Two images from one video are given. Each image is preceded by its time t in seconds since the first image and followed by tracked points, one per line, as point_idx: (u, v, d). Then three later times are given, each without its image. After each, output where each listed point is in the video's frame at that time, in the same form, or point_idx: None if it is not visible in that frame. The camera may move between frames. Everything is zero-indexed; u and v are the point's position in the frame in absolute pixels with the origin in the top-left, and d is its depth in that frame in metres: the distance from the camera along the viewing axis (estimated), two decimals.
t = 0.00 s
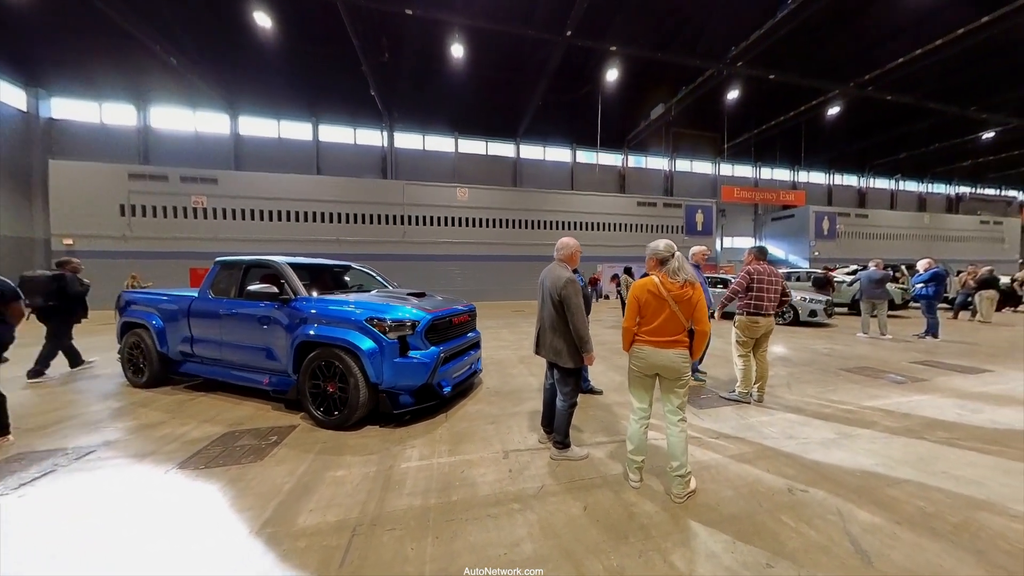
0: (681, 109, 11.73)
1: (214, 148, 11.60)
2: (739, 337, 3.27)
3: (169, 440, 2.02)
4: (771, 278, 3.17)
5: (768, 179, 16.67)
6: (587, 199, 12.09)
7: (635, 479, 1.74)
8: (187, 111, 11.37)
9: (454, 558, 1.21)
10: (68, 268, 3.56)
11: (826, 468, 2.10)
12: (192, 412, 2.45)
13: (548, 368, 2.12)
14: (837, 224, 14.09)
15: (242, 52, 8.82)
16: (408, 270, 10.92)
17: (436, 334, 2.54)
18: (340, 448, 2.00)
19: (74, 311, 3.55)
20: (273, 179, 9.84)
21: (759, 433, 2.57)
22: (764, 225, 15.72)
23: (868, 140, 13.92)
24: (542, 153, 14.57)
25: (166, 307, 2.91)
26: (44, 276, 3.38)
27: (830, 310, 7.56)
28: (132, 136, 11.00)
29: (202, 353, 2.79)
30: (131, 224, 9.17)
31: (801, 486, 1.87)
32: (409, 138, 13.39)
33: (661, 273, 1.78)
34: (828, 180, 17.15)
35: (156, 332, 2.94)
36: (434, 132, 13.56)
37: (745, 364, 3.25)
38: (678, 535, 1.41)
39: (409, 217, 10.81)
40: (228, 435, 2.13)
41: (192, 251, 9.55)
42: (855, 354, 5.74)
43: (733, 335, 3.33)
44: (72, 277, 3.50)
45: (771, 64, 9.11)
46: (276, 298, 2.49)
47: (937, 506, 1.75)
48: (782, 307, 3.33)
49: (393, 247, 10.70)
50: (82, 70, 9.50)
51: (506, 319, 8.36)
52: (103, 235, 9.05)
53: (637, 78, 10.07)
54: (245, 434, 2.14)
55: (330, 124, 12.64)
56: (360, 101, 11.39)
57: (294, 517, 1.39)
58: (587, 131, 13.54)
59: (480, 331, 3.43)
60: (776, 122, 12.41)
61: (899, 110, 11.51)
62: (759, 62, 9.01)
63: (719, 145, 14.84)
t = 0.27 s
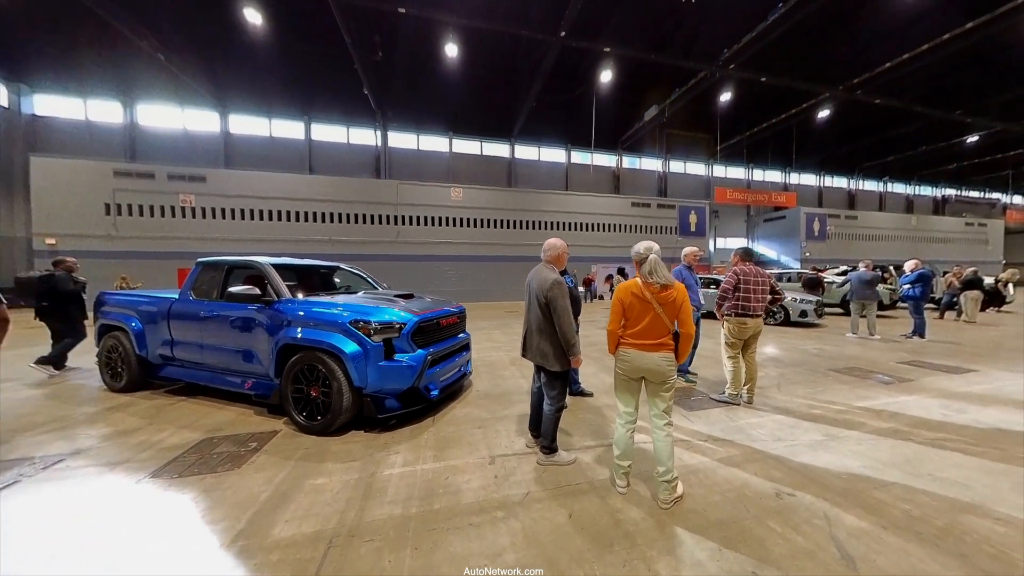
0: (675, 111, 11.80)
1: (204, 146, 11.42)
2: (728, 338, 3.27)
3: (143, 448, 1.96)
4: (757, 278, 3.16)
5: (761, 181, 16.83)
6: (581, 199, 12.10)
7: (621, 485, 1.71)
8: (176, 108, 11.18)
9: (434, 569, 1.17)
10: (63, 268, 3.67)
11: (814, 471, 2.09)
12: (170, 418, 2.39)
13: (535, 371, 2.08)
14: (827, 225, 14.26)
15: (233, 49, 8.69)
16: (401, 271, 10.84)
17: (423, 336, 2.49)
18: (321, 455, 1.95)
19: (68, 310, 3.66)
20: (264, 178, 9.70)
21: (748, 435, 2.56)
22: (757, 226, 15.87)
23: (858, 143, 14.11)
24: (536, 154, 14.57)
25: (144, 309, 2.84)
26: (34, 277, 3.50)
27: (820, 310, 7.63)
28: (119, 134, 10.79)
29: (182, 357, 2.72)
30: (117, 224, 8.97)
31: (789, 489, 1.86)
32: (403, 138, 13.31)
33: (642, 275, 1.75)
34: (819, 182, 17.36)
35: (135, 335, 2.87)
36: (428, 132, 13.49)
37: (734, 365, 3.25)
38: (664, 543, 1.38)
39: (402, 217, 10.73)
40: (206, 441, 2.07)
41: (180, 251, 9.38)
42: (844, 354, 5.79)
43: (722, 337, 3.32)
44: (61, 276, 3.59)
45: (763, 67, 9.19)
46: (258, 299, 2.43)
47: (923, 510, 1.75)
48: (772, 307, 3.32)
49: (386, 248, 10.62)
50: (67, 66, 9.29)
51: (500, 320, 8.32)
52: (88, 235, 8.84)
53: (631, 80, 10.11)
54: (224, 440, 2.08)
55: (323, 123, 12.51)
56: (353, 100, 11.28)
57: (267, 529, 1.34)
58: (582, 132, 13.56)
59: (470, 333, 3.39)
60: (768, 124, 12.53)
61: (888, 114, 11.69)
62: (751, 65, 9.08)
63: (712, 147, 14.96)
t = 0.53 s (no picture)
0: (667, 112, 11.85)
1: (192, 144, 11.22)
2: (714, 341, 3.26)
3: (111, 458, 1.89)
4: (741, 281, 3.15)
5: (753, 183, 16.97)
6: (575, 200, 12.10)
7: (602, 495, 1.68)
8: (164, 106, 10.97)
9: None
10: (58, 271, 3.63)
11: (798, 477, 2.08)
12: (142, 426, 2.31)
13: (517, 377, 2.05)
14: (818, 227, 14.44)
15: (222, 46, 8.55)
16: (393, 271, 10.74)
17: (405, 340, 2.44)
18: (297, 464, 1.90)
19: (60, 314, 3.55)
20: (254, 176, 9.55)
21: (734, 440, 2.56)
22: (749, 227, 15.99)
23: (848, 146, 14.28)
24: (530, 154, 14.55)
25: (117, 313, 2.76)
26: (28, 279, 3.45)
27: (809, 311, 7.69)
28: (104, 132, 10.56)
29: (156, 361, 2.65)
30: (101, 223, 8.76)
31: (770, 495, 1.85)
32: (397, 137, 13.20)
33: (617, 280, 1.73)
34: (809, 184, 17.55)
35: (108, 340, 2.78)
36: (422, 132, 13.40)
37: (721, 368, 3.24)
38: (643, 556, 1.35)
39: (395, 217, 10.64)
40: (176, 451, 2.00)
41: (168, 251, 9.19)
42: (832, 355, 5.83)
43: (708, 340, 3.31)
44: (52, 278, 3.50)
45: (754, 70, 9.25)
46: (234, 303, 2.37)
47: (904, 517, 1.74)
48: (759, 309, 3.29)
49: (379, 248, 10.52)
50: (49, 61, 9.06)
51: (492, 321, 8.28)
52: (71, 234, 8.63)
53: (624, 81, 10.14)
54: (196, 450, 2.02)
55: (314, 122, 12.36)
56: (346, 99, 11.16)
57: (231, 545, 1.29)
58: (575, 133, 13.57)
59: (456, 335, 3.34)
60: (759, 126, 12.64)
61: (876, 118, 11.84)
62: (743, 68, 9.13)
63: (705, 149, 15.06)
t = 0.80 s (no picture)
0: (660, 114, 11.91)
1: (181, 143, 11.02)
2: (696, 342, 3.26)
3: (75, 466, 1.83)
4: (721, 281, 3.16)
5: (744, 184, 17.13)
6: (569, 200, 12.12)
7: (578, 500, 1.67)
8: (151, 103, 10.77)
9: None
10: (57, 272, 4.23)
11: (777, 480, 2.08)
12: (111, 432, 2.25)
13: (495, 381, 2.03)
14: (807, 228, 14.62)
15: (211, 42, 8.42)
16: (386, 272, 10.66)
17: (385, 342, 2.40)
18: (269, 471, 1.86)
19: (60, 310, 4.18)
20: (244, 175, 9.42)
21: (716, 442, 2.56)
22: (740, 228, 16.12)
23: (836, 149, 14.48)
24: (525, 155, 14.55)
25: (88, 314, 2.69)
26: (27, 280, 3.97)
27: (797, 312, 7.76)
28: (89, 129, 10.34)
29: (127, 364, 2.58)
30: (84, 222, 8.55)
31: (748, 499, 1.85)
32: (390, 137, 13.11)
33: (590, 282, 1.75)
34: (800, 185, 17.75)
35: (78, 342, 2.71)
36: (415, 132, 13.33)
37: (704, 370, 3.23)
38: (615, 565, 1.33)
39: (387, 217, 10.57)
40: (144, 459, 1.95)
41: (154, 251, 9.01)
42: (819, 356, 5.88)
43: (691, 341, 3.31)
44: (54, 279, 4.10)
45: (745, 73, 9.31)
46: (209, 305, 2.32)
47: (880, 520, 1.74)
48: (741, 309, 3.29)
49: (371, 248, 10.45)
50: (31, 57, 8.83)
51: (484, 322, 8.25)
52: (53, 234, 8.41)
53: (618, 83, 10.18)
54: (164, 457, 1.97)
55: (306, 121, 12.23)
56: (338, 98, 11.06)
57: (189, 558, 1.24)
58: (569, 134, 13.59)
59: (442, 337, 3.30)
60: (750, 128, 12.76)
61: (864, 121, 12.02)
62: (734, 70, 9.20)
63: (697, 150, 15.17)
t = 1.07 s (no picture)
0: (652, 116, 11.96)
1: (168, 141, 10.80)
2: (678, 345, 3.26)
3: (32, 478, 1.78)
4: (699, 283, 3.18)
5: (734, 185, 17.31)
6: (562, 201, 12.12)
7: (549, 509, 1.66)
8: (137, 100, 10.54)
9: None
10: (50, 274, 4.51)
11: (751, 485, 2.08)
12: (75, 441, 2.19)
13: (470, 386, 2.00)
14: (797, 229, 14.81)
15: (199, 39, 8.27)
16: (378, 273, 10.57)
17: (362, 347, 2.37)
18: (235, 481, 1.82)
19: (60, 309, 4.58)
20: (233, 174, 9.28)
21: (694, 446, 2.56)
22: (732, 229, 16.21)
23: (825, 151, 14.67)
24: (518, 155, 14.53)
25: (54, 319, 2.62)
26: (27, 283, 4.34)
27: (784, 312, 7.85)
28: (73, 126, 10.10)
29: (95, 369, 2.52)
30: (65, 222, 8.33)
31: (720, 504, 1.85)
32: (382, 136, 13.00)
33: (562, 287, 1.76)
34: (790, 187, 17.96)
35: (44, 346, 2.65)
36: (409, 131, 13.23)
37: (685, 372, 3.24)
38: None
39: (379, 217, 10.49)
40: (106, 469, 1.89)
41: (139, 251, 8.80)
42: (804, 356, 5.94)
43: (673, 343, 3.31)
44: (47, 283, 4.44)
45: (736, 76, 9.38)
46: (180, 308, 2.27)
47: (849, 525, 1.75)
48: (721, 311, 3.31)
49: (363, 248, 10.35)
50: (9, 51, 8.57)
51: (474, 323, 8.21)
52: (34, 234, 8.17)
53: (610, 84, 10.20)
54: (127, 466, 1.92)
55: (297, 120, 12.09)
56: (330, 96, 10.95)
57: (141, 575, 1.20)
58: (563, 134, 13.59)
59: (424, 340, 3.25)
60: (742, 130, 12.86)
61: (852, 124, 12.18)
62: (724, 73, 9.26)
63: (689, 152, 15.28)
